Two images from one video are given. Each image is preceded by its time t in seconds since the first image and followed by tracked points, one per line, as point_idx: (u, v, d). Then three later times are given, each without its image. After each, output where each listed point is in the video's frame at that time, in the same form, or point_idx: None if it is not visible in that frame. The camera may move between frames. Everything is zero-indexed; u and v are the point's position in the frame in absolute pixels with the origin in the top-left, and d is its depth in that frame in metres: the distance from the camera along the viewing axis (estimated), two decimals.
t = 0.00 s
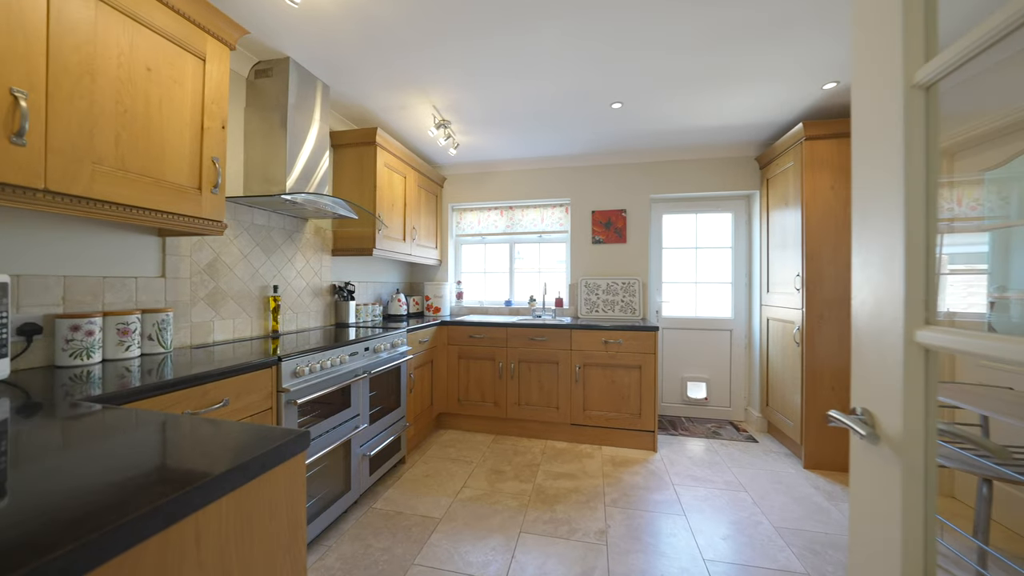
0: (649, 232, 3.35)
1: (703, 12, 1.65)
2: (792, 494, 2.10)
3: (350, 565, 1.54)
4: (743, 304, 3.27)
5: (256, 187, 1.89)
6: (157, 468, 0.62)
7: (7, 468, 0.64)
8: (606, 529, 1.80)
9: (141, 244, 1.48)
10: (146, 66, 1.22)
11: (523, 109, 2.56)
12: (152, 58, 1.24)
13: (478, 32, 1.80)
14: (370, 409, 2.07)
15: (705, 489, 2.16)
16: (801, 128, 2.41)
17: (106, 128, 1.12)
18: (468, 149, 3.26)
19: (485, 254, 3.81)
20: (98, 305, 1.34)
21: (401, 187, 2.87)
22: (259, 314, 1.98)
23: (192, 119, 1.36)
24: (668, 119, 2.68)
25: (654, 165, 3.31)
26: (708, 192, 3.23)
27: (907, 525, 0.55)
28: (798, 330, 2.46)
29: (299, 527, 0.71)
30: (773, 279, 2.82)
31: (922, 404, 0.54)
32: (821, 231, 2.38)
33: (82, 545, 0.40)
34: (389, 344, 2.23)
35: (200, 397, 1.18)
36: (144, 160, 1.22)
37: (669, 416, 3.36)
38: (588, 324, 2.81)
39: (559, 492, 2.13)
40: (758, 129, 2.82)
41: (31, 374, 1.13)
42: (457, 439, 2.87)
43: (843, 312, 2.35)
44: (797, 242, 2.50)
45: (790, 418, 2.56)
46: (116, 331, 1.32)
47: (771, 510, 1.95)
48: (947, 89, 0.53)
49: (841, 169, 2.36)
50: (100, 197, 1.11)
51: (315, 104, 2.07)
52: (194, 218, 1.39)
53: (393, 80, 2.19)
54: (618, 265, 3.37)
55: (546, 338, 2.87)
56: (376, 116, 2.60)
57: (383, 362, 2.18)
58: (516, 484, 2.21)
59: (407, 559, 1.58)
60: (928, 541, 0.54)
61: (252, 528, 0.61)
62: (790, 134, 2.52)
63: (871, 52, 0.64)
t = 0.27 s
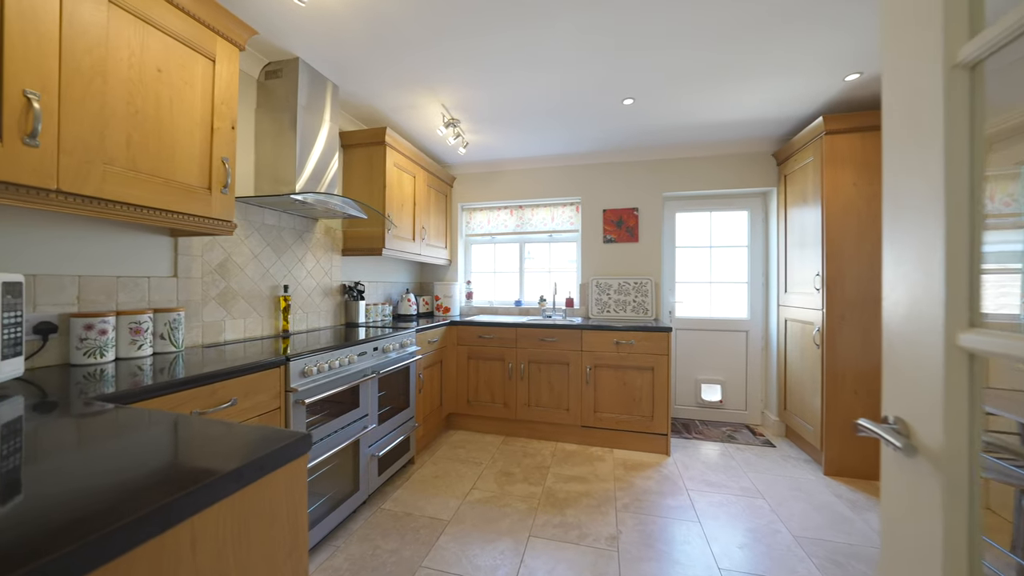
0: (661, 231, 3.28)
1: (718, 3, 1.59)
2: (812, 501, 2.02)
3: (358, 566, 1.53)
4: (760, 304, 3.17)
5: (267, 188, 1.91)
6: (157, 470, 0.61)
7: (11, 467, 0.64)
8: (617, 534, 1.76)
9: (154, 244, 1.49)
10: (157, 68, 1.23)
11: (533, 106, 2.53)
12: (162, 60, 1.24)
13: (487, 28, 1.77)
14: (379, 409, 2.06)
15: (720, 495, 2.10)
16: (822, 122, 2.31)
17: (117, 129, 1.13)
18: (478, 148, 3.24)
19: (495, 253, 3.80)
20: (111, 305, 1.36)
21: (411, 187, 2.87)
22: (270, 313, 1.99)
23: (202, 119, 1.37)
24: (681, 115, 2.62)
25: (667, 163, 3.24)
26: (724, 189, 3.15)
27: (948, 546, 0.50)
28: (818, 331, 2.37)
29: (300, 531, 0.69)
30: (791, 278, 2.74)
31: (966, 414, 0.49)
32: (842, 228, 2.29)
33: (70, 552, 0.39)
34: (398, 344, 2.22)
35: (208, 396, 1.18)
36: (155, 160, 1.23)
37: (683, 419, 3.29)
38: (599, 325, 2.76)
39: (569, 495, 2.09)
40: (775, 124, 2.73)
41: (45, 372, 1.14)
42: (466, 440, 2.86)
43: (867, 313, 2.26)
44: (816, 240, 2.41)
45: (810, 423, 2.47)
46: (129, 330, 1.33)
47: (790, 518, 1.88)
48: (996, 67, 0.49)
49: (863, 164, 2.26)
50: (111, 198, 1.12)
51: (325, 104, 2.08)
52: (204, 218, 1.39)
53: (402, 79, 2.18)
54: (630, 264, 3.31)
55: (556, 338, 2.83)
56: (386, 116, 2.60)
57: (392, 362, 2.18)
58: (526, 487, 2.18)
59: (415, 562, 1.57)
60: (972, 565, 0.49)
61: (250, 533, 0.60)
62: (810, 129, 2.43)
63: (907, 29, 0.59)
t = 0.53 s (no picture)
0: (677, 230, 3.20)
1: None
2: (837, 512, 1.93)
3: (367, 568, 1.52)
4: (781, 305, 3.06)
5: (279, 188, 1.92)
6: (155, 472, 0.60)
7: (14, 466, 0.64)
8: (630, 542, 1.70)
9: (167, 244, 1.51)
10: (168, 69, 1.24)
11: (545, 103, 2.49)
12: (174, 61, 1.25)
13: (498, 24, 1.74)
14: (389, 409, 2.06)
15: (739, 503, 2.02)
16: (847, 114, 2.21)
17: (129, 130, 1.14)
18: (489, 147, 3.22)
19: (507, 253, 3.77)
20: (126, 305, 1.38)
21: (422, 187, 2.86)
22: (282, 313, 2.01)
23: (213, 120, 1.38)
24: (698, 110, 2.54)
25: (683, 159, 3.15)
26: (742, 186, 3.05)
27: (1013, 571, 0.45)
28: (844, 333, 2.27)
29: (299, 539, 0.67)
30: (814, 278, 2.62)
31: None
32: (870, 225, 2.18)
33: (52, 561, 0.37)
34: (408, 344, 2.21)
35: (217, 396, 1.18)
36: (166, 161, 1.23)
37: (699, 422, 3.19)
38: (612, 325, 2.70)
39: (581, 500, 2.04)
40: (797, 118, 2.63)
41: (62, 371, 1.16)
42: (477, 441, 2.84)
43: (897, 314, 2.14)
44: (841, 237, 2.30)
45: (834, 429, 2.37)
46: (142, 329, 1.35)
47: (814, 529, 1.80)
48: None
49: (892, 157, 2.15)
50: (124, 199, 1.13)
51: (335, 104, 2.08)
52: (215, 218, 1.40)
53: (412, 78, 2.17)
54: (644, 264, 3.24)
55: (568, 339, 2.79)
56: (397, 116, 2.60)
57: (403, 362, 2.17)
58: (537, 490, 2.15)
59: (423, 565, 1.55)
60: None
61: (245, 540, 0.58)
62: (834, 121, 2.32)
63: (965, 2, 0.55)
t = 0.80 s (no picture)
0: (691, 228, 3.12)
1: None
2: (861, 522, 1.84)
3: (374, 571, 1.51)
4: (799, 305, 2.96)
5: (288, 188, 1.93)
6: (151, 473, 0.58)
7: (13, 467, 0.63)
8: (643, 549, 1.65)
9: (178, 244, 1.52)
10: (177, 70, 1.24)
11: (554, 100, 2.44)
12: (182, 61, 1.25)
13: (507, 19, 1.70)
14: (397, 410, 2.04)
15: (756, 510, 1.95)
16: (871, 106, 2.11)
17: (138, 131, 1.14)
18: (499, 146, 3.19)
19: (516, 253, 3.74)
20: (137, 304, 1.39)
21: (431, 186, 2.85)
22: (292, 313, 2.01)
23: (221, 120, 1.37)
24: (713, 104, 2.46)
25: (696, 156, 3.07)
26: (759, 183, 2.96)
27: None
28: (867, 336, 2.17)
29: (298, 546, 0.65)
30: (835, 277, 2.53)
31: None
32: (895, 222, 2.08)
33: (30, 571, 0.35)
34: (417, 344, 2.19)
35: (223, 396, 1.18)
36: (174, 162, 1.24)
37: (713, 426, 3.11)
38: (623, 326, 2.65)
39: (591, 504, 2.00)
40: (817, 112, 2.53)
41: (74, 369, 1.17)
42: (487, 442, 2.81)
43: (925, 315, 2.04)
44: (864, 236, 2.21)
45: (857, 435, 2.27)
46: (153, 329, 1.36)
47: (836, 539, 1.72)
48: None
49: (920, 151, 2.05)
50: (132, 199, 1.14)
51: (344, 104, 2.09)
52: (223, 218, 1.40)
53: (421, 77, 2.16)
54: (657, 263, 3.17)
55: (579, 340, 2.74)
56: (406, 115, 2.59)
57: (411, 362, 2.15)
58: (546, 494, 2.11)
59: (430, 568, 1.53)
60: None
61: (240, 547, 0.56)
62: (856, 114, 2.23)
63: None
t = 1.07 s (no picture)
0: (705, 227, 3.04)
1: None
2: (885, 534, 1.75)
3: (380, 573, 1.49)
4: (819, 306, 2.86)
5: (297, 188, 1.93)
6: (144, 476, 0.57)
7: (10, 468, 0.62)
8: (654, 557, 1.61)
9: (188, 244, 1.53)
10: (184, 70, 1.24)
11: (564, 97, 2.40)
12: (189, 62, 1.25)
13: (515, 15, 1.67)
14: (404, 411, 2.03)
15: (773, 519, 1.88)
16: (896, 98, 2.02)
17: (146, 131, 1.15)
18: (508, 145, 3.16)
19: (526, 253, 3.71)
20: (148, 304, 1.40)
21: (439, 186, 2.84)
22: (301, 313, 2.02)
23: (228, 120, 1.37)
24: (727, 99, 2.39)
25: (711, 153, 2.99)
26: (777, 180, 2.86)
27: None
28: (892, 338, 2.08)
29: (292, 552, 0.64)
30: (857, 277, 2.43)
31: None
32: (922, 219, 1.98)
33: None
34: (425, 345, 2.18)
35: (229, 396, 1.18)
36: (182, 162, 1.24)
37: (728, 430, 3.02)
38: (635, 327, 2.59)
39: (601, 510, 1.96)
40: (838, 105, 2.44)
41: (85, 368, 1.18)
42: (495, 444, 2.79)
43: (955, 317, 1.93)
44: (889, 234, 2.11)
45: (881, 441, 2.17)
46: (162, 328, 1.37)
47: (859, 552, 1.64)
48: None
49: (949, 144, 1.95)
50: (139, 199, 1.14)
51: (353, 104, 2.08)
52: (231, 218, 1.40)
53: (428, 75, 2.15)
54: (669, 263, 3.10)
55: (589, 341, 2.69)
56: (414, 115, 2.58)
57: (419, 363, 2.14)
58: (555, 497, 2.07)
59: (436, 572, 1.51)
60: None
61: (231, 554, 0.54)
62: (880, 107, 2.13)
63: None
